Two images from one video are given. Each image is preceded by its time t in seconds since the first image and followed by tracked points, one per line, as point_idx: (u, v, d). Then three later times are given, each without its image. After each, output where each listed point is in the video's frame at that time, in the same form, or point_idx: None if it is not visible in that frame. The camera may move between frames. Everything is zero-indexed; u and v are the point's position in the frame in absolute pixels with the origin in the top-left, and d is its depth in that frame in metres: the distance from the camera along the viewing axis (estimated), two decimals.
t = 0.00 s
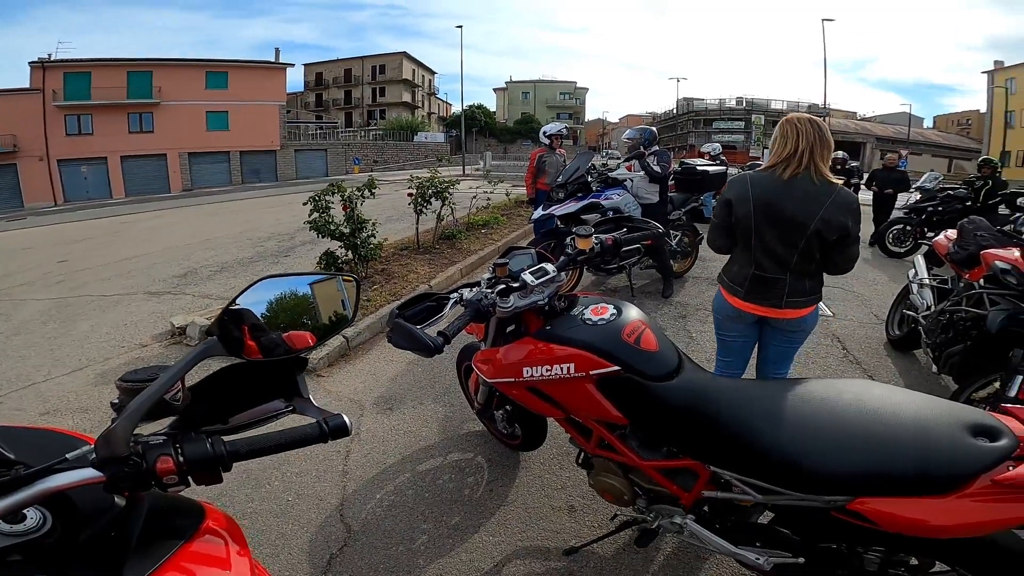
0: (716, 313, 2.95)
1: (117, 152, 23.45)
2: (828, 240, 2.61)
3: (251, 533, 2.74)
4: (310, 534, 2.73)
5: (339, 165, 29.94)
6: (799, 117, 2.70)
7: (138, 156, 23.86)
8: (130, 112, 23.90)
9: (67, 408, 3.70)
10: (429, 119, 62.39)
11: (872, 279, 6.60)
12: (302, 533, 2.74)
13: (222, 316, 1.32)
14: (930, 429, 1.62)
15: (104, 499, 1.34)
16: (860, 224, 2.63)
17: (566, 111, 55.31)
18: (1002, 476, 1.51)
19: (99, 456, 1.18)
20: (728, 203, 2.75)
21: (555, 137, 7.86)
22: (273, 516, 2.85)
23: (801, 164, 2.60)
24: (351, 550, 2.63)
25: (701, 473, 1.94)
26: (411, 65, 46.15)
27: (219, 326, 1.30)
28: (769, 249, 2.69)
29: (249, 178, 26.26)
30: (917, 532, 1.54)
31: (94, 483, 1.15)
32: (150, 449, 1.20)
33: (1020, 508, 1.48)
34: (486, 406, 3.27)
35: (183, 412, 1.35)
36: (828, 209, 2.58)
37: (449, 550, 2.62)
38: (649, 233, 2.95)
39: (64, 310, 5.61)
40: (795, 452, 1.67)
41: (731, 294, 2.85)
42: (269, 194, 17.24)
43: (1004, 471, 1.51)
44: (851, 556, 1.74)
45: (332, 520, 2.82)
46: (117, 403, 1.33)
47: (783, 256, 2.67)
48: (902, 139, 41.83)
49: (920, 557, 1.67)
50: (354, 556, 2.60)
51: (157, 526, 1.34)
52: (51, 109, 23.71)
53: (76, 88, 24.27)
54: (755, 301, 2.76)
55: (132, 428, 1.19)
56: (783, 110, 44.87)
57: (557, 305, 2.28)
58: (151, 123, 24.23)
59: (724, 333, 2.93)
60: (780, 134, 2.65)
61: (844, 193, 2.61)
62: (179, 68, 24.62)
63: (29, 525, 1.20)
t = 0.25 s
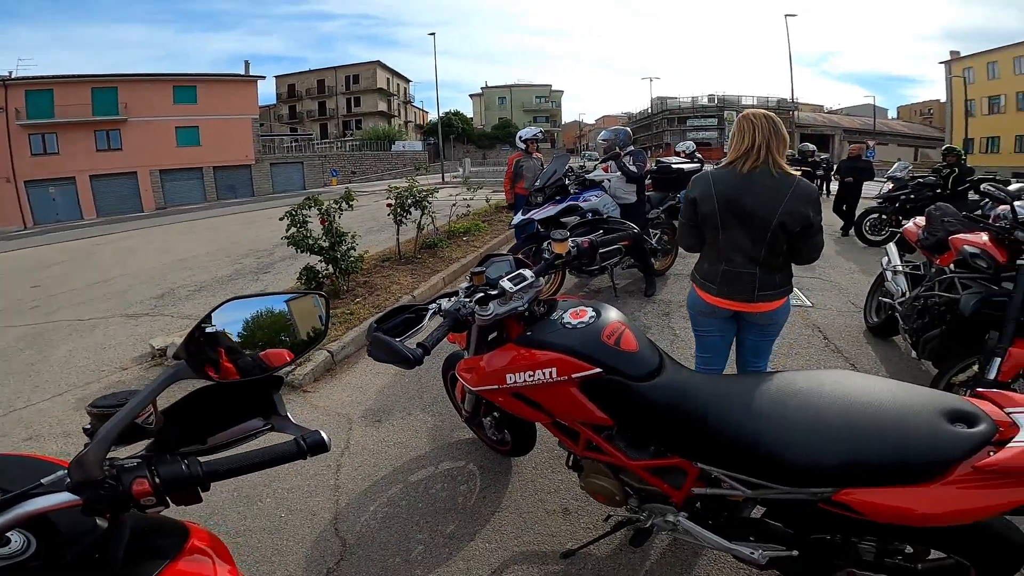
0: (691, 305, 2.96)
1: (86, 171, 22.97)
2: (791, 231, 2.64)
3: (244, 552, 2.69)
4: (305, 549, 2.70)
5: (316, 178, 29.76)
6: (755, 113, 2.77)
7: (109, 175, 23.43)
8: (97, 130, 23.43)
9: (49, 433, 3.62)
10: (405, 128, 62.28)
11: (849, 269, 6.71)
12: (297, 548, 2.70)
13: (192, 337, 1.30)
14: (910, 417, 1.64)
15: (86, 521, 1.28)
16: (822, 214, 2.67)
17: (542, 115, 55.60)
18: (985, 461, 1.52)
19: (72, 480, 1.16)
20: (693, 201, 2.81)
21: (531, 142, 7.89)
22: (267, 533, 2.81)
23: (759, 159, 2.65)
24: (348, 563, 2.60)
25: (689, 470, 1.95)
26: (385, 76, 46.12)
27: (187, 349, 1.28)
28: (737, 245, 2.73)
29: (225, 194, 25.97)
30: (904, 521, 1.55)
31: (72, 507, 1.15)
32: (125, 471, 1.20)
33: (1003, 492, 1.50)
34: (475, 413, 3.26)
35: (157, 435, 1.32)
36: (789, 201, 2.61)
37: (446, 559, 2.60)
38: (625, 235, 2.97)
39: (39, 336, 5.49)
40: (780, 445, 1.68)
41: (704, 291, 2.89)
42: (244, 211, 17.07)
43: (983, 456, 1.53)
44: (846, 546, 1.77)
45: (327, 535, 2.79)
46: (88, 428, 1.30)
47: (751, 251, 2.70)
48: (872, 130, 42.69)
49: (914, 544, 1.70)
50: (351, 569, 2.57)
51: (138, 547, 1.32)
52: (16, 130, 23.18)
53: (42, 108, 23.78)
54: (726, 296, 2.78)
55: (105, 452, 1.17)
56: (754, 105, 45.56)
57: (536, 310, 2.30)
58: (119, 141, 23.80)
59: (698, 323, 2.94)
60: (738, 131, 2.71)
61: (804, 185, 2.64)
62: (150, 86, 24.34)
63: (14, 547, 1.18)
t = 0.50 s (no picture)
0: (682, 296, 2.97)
1: (73, 179, 22.77)
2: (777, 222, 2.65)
3: (245, 557, 2.69)
4: (307, 553, 2.69)
5: (306, 181, 29.65)
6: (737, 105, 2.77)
7: (96, 182, 23.23)
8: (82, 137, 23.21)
9: (46, 443, 3.59)
10: (395, 129, 62.10)
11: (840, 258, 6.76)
12: (299, 552, 2.70)
13: (180, 344, 1.30)
14: (904, 405, 1.65)
15: (82, 527, 1.27)
16: (808, 203, 2.68)
17: (531, 112, 55.58)
18: (979, 448, 1.52)
19: (66, 487, 1.16)
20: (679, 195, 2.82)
21: (521, 139, 7.89)
22: (268, 537, 2.80)
23: (742, 151, 2.65)
24: (350, 565, 2.60)
25: (686, 463, 1.96)
26: (372, 77, 46.00)
27: (175, 356, 1.28)
28: (724, 238, 2.74)
29: (215, 199, 25.82)
30: (901, 510, 1.56)
31: (68, 513, 1.15)
32: (119, 477, 1.19)
33: (998, 479, 1.51)
34: (472, 411, 3.25)
35: (151, 440, 1.34)
36: (774, 192, 2.62)
37: (448, 558, 2.60)
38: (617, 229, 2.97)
39: (31, 346, 5.45)
40: (776, 436, 1.69)
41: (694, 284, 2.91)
42: (234, 216, 16.99)
43: (977, 444, 1.54)
44: (847, 536, 1.79)
45: (328, 537, 2.78)
46: (80, 436, 1.30)
47: (738, 243, 2.72)
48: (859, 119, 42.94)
49: (915, 535, 1.72)
50: (353, 571, 2.56)
51: (136, 552, 1.32)
52: None
53: (25, 115, 23.53)
54: (716, 288, 2.80)
55: (98, 458, 1.17)
56: (742, 98, 45.72)
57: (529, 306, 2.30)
58: (105, 147, 23.58)
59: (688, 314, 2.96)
60: (721, 123, 2.72)
61: (788, 174, 2.65)
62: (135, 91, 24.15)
63: (14, 556, 1.16)
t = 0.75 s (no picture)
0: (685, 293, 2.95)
1: (75, 176, 22.81)
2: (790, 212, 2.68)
3: (246, 553, 2.69)
4: (308, 549, 2.69)
5: (307, 177, 29.63)
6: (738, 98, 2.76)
7: (97, 178, 23.25)
8: (84, 134, 23.23)
9: (47, 438, 3.60)
10: (396, 125, 62.04)
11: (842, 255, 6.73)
12: (300, 548, 2.70)
13: (181, 337, 1.29)
14: (906, 402, 1.65)
15: (84, 522, 1.25)
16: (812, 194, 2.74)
17: (532, 109, 55.48)
18: (981, 446, 1.52)
19: (68, 482, 1.15)
20: (690, 189, 2.76)
21: (523, 135, 7.88)
22: (269, 533, 2.80)
23: (750, 145, 2.65)
24: (350, 561, 2.60)
25: (688, 459, 1.95)
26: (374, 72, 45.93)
27: (178, 348, 1.27)
28: (734, 231, 2.72)
29: (216, 195, 25.82)
30: (903, 508, 1.55)
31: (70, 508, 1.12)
32: (120, 471, 1.19)
33: (1001, 477, 1.50)
34: (472, 408, 3.25)
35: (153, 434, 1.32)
36: (784, 184, 2.64)
37: (448, 554, 2.60)
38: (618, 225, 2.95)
39: (33, 342, 5.46)
40: (777, 433, 1.69)
41: (700, 279, 2.87)
42: (236, 212, 16.99)
43: (980, 441, 1.54)
44: (848, 534, 1.80)
45: (329, 533, 2.78)
46: (82, 430, 1.29)
47: (749, 237, 2.71)
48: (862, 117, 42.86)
49: (915, 532, 1.72)
50: (354, 567, 2.56)
51: (137, 548, 1.31)
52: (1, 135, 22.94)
53: (28, 112, 23.56)
54: (725, 283, 2.77)
55: (100, 453, 1.17)
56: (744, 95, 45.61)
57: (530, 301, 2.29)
58: (107, 144, 23.60)
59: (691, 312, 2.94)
60: (724, 117, 2.69)
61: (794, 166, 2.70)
62: (136, 88, 24.14)
63: (14, 551, 1.14)
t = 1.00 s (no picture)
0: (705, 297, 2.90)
1: (81, 174, 22.91)
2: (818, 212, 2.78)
3: (248, 552, 2.69)
4: (309, 548, 2.70)
5: (311, 177, 29.69)
6: (752, 100, 2.77)
7: (103, 177, 23.35)
8: (91, 132, 23.34)
9: (51, 436, 3.61)
10: (401, 125, 62.11)
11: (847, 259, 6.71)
12: (301, 547, 2.70)
13: (186, 337, 1.29)
14: (910, 406, 1.64)
15: (87, 522, 1.30)
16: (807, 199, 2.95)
17: (537, 110, 55.47)
18: (986, 451, 1.51)
19: (74, 480, 1.15)
20: (748, 190, 2.63)
21: (528, 136, 7.89)
22: (270, 532, 2.81)
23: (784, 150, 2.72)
24: (351, 561, 2.60)
25: (690, 462, 1.95)
26: (379, 72, 46.01)
27: (184, 350, 1.28)
28: (780, 234, 2.69)
29: (221, 194, 25.89)
30: (907, 512, 1.54)
31: (75, 506, 1.14)
32: (125, 471, 1.19)
33: (1005, 483, 1.50)
34: (475, 409, 3.25)
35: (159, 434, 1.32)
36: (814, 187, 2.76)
37: (449, 555, 2.60)
38: (622, 227, 2.94)
39: (37, 339, 5.48)
40: (780, 436, 1.68)
41: (744, 288, 2.76)
42: (241, 211, 17.03)
43: (985, 446, 1.53)
44: (850, 537, 1.78)
45: (330, 533, 2.79)
46: (89, 428, 1.29)
47: (792, 238, 2.72)
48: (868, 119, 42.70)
49: (917, 536, 1.71)
50: (354, 567, 2.57)
51: (141, 547, 1.31)
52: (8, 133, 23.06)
53: (35, 111, 23.68)
54: (771, 287, 2.75)
55: (106, 452, 1.17)
56: (750, 97, 45.50)
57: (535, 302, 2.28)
58: (113, 142, 23.70)
59: (709, 316, 2.90)
60: (760, 122, 2.69)
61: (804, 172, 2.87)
62: (142, 87, 24.24)
63: (18, 549, 1.16)
